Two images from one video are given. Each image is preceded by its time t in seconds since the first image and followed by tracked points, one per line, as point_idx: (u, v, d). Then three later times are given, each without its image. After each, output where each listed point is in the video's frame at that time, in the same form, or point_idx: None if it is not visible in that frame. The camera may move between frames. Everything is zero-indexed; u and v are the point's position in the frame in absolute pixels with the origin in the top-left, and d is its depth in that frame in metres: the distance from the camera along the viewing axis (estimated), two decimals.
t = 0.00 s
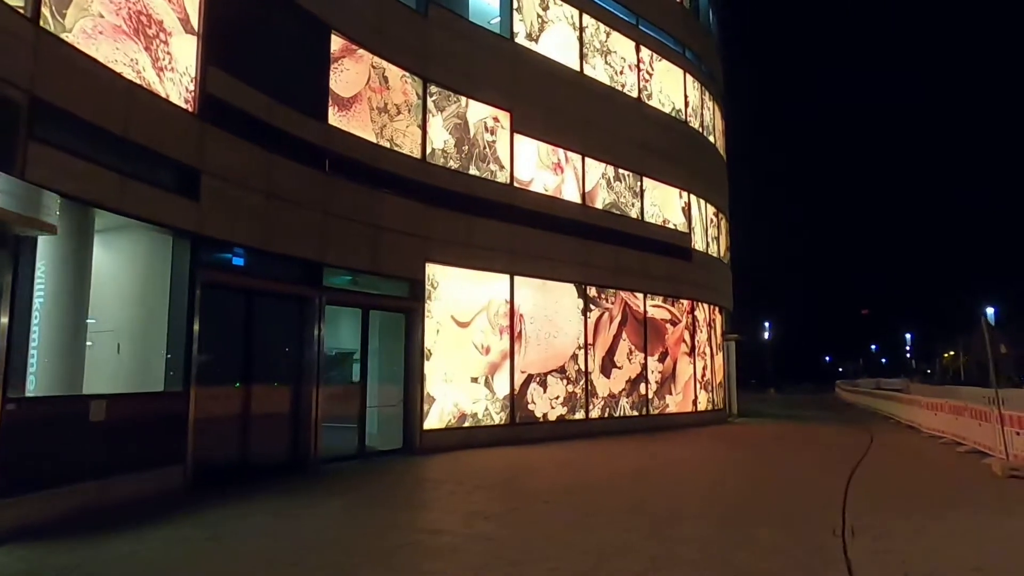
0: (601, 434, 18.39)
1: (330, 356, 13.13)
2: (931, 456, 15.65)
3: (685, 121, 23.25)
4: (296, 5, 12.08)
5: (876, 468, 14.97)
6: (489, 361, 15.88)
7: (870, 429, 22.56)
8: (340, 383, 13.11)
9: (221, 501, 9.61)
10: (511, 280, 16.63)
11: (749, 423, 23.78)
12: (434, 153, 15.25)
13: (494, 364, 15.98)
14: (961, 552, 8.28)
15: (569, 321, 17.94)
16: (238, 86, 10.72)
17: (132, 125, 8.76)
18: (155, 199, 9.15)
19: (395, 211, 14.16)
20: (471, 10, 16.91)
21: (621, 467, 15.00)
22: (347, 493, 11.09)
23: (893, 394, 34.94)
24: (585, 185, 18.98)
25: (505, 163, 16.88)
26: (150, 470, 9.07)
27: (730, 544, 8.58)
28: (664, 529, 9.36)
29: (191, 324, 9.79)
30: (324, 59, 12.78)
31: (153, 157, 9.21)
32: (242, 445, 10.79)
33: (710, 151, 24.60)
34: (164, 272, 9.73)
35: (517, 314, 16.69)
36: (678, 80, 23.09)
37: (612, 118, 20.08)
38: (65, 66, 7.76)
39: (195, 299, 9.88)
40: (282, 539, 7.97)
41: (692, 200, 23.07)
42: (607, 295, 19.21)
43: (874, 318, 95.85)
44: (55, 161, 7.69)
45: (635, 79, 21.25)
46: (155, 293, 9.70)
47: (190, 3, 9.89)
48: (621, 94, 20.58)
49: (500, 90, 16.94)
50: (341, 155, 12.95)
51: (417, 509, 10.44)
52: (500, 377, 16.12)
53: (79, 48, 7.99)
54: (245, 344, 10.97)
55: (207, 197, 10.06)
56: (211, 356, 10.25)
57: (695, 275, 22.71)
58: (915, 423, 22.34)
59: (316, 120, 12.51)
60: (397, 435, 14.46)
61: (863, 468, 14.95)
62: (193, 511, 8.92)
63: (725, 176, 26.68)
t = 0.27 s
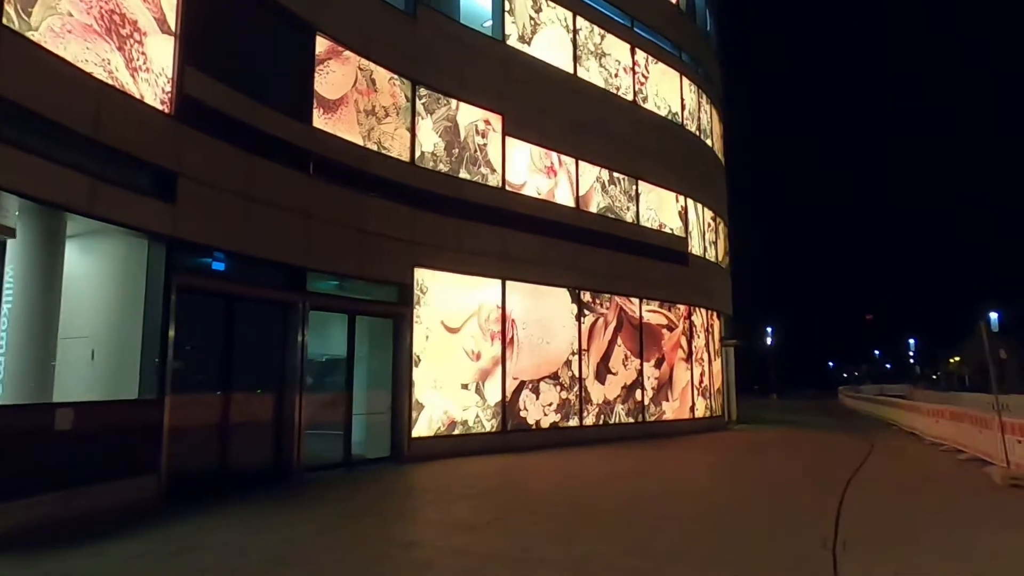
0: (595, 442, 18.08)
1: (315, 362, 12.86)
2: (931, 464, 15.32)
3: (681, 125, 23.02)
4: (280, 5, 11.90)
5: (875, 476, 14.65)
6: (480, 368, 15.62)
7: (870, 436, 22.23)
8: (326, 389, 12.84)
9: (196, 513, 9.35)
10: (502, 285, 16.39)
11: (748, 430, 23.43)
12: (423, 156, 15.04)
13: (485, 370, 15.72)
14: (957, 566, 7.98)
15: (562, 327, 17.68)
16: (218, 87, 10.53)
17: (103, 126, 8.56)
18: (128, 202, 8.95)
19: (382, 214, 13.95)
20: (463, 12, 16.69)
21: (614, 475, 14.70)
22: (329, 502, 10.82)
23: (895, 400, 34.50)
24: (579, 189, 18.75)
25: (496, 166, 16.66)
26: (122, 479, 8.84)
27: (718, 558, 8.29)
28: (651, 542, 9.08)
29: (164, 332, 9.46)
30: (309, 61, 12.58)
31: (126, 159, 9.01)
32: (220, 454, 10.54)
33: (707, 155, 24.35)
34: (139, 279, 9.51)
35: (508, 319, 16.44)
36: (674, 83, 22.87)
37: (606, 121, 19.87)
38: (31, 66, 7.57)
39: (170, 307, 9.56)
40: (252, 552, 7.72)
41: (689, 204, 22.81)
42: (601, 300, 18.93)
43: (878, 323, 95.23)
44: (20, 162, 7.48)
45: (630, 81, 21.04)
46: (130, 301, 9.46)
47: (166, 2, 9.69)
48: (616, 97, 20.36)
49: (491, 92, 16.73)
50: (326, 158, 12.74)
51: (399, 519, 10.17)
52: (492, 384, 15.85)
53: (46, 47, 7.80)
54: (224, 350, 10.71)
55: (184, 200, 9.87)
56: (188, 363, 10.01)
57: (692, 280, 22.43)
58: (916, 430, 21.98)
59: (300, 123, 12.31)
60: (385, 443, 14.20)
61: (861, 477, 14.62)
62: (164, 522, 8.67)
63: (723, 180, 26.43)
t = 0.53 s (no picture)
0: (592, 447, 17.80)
1: (302, 366, 12.66)
2: (934, 471, 14.97)
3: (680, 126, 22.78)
4: (266, 4, 11.73)
5: (876, 483, 14.32)
6: (473, 372, 15.37)
7: (873, 442, 21.86)
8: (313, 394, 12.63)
9: (175, 519, 9.14)
10: (496, 288, 16.15)
11: (749, 435, 23.08)
12: (414, 157, 14.84)
13: (478, 374, 15.47)
14: None
15: (558, 330, 17.42)
16: (200, 85, 10.36)
17: (78, 124, 8.39)
18: (105, 201, 8.78)
19: (372, 216, 13.75)
20: (456, 12, 16.44)
21: (609, 481, 14.41)
22: (313, 509, 10.59)
23: (900, 406, 34.02)
24: (575, 191, 18.52)
25: (490, 168, 16.45)
26: (97, 484, 8.64)
27: (708, 567, 8.01)
28: (640, 550, 8.81)
29: (143, 334, 9.31)
30: (297, 60, 12.41)
31: (102, 158, 8.85)
32: (201, 460, 10.34)
33: (707, 157, 24.09)
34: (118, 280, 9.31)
35: (502, 323, 16.19)
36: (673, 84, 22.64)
37: (603, 123, 19.65)
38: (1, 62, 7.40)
39: (149, 309, 9.43)
40: (226, 561, 7.50)
41: (689, 206, 22.55)
42: (598, 303, 18.67)
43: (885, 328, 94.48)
44: None
45: (627, 83, 20.82)
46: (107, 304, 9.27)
47: None
48: (613, 98, 20.14)
49: (485, 93, 16.54)
50: (314, 159, 12.56)
51: (383, 526, 9.93)
52: (485, 388, 15.60)
53: (17, 42, 7.63)
54: (207, 354, 10.55)
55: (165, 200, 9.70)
56: (167, 367, 9.81)
57: (691, 283, 22.15)
58: (920, 436, 21.59)
59: (287, 123, 12.12)
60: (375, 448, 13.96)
61: (862, 484, 14.29)
62: (138, 530, 8.46)
63: (724, 182, 26.16)
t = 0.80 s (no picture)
0: (588, 456, 17.48)
1: (288, 374, 12.43)
2: (938, 481, 14.57)
3: (679, 131, 22.52)
4: (251, 7, 11.57)
5: (877, 494, 13.96)
6: (465, 380, 15.12)
7: (877, 451, 21.45)
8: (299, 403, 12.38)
9: (149, 532, 8.91)
10: (490, 295, 15.91)
11: (751, 444, 22.70)
12: (405, 162, 14.66)
13: (471, 382, 15.22)
14: None
15: (553, 337, 17.15)
16: (181, 89, 10.20)
17: (49, 126, 8.22)
18: (79, 206, 8.61)
19: (362, 221, 13.56)
20: (449, 16, 16.37)
21: (603, 492, 14.09)
22: (296, 520, 10.34)
23: (907, 414, 33.47)
24: (571, 196, 18.29)
25: (484, 173, 16.24)
26: (68, 496, 8.42)
27: None
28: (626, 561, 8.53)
29: (117, 340, 9.17)
30: (283, 64, 12.25)
31: (77, 162, 8.69)
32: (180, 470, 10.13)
33: (706, 161, 23.82)
34: (93, 286, 9.16)
35: (496, 330, 15.94)
36: (672, 88, 22.41)
37: (600, 127, 19.43)
38: None
39: (125, 315, 9.30)
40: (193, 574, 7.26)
41: (688, 212, 22.27)
42: (595, 310, 18.40)
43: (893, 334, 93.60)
44: None
45: (625, 87, 20.60)
46: (82, 311, 9.08)
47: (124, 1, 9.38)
48: (610, 103, 19.93)
49: (479, 98, 16.37)
50: (301, 164, 12.38)
51: (365, 537, 9.67)
52: (478, 397, 15.33)
53: None
54: (186, 361, 10.39)
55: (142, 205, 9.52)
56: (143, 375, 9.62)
57: (691, 289, 21.84)
58: (926, 446, 21.13)
59: (274, 127, 11.95)
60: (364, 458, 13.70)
61: (863, 494, 13.91)
62: (110, 543, 8.24)
63: (724, 187, 25.86)
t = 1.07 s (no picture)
0: (584, 462, 17.24)
1: (272, 377, 12.34)
2: (942, 488, 14.23)
3: (678, 132, 22.30)
4: (237, 6, 11.45)
5: (876, 499, 13.67)
6: (457, 384, 14.91)
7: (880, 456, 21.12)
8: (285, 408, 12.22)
9: (125, 538, 8.72)
10: (483, 298, 15.72)
11: (752, 449, 22.38)
12: (397, 164, 14.50)
13: (463, 387, 15.01)
14: None
15: (549, 341, 16.92)
16: (163, 88, 10.07)
17: (22, 124, 8.08)
18: (54, 207, 8.47)
19: (351, 223, 13.41)
20: (442, 16, 16.23)
21: (597, 497, 13.84)
22: (279, 526, 10.14)
23: (913, 419, 33.00)
24: (567, 198, 18.10)
25: (477, 174, 16.07)
26: (42, 502, 8.25)
27: None
28: (611, 568, 8.28)
29: (94, 343, 8.97)
30: (271, 64, 12.13)
31: (52, 163, 8.55)
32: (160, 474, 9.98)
33: (706, 163, 23.57)
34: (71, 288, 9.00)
35: (490, 333, 15.74)
36: (671, 90, 22.20)
37: (597, 128, 19.23)
38: None
39: (103, 317, 9.09)
40: None
41: (687, 214, 22.03)
42: (591, 313, 18.18)
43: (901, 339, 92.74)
44: None
45: (622, 88, 20.41)
46: (60, 313, 9.00)
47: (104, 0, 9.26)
48: (607, 104, 19.74)
49: (472, 99, 16.21)
50: (288, 165, 12.24)
51: (347, 543, 9.46)
52: (470, 401, 15.12)
53: None
54: (168, 365, 10.21)
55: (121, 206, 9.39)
56: (122, 379, 9.46)
57: (690, 292, 21.58)
58: (931, 451, 20.74)
59: (260, 128, 11.82)
60: (353, 463, 13.52)
61: (863, 501, 13.60)
62: (82, 549, 8.07)
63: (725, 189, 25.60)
